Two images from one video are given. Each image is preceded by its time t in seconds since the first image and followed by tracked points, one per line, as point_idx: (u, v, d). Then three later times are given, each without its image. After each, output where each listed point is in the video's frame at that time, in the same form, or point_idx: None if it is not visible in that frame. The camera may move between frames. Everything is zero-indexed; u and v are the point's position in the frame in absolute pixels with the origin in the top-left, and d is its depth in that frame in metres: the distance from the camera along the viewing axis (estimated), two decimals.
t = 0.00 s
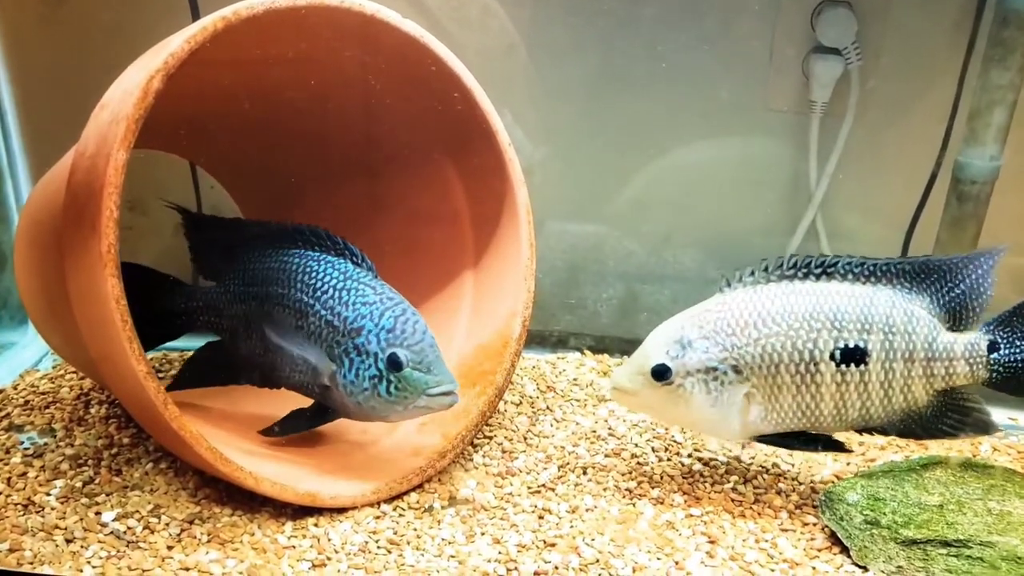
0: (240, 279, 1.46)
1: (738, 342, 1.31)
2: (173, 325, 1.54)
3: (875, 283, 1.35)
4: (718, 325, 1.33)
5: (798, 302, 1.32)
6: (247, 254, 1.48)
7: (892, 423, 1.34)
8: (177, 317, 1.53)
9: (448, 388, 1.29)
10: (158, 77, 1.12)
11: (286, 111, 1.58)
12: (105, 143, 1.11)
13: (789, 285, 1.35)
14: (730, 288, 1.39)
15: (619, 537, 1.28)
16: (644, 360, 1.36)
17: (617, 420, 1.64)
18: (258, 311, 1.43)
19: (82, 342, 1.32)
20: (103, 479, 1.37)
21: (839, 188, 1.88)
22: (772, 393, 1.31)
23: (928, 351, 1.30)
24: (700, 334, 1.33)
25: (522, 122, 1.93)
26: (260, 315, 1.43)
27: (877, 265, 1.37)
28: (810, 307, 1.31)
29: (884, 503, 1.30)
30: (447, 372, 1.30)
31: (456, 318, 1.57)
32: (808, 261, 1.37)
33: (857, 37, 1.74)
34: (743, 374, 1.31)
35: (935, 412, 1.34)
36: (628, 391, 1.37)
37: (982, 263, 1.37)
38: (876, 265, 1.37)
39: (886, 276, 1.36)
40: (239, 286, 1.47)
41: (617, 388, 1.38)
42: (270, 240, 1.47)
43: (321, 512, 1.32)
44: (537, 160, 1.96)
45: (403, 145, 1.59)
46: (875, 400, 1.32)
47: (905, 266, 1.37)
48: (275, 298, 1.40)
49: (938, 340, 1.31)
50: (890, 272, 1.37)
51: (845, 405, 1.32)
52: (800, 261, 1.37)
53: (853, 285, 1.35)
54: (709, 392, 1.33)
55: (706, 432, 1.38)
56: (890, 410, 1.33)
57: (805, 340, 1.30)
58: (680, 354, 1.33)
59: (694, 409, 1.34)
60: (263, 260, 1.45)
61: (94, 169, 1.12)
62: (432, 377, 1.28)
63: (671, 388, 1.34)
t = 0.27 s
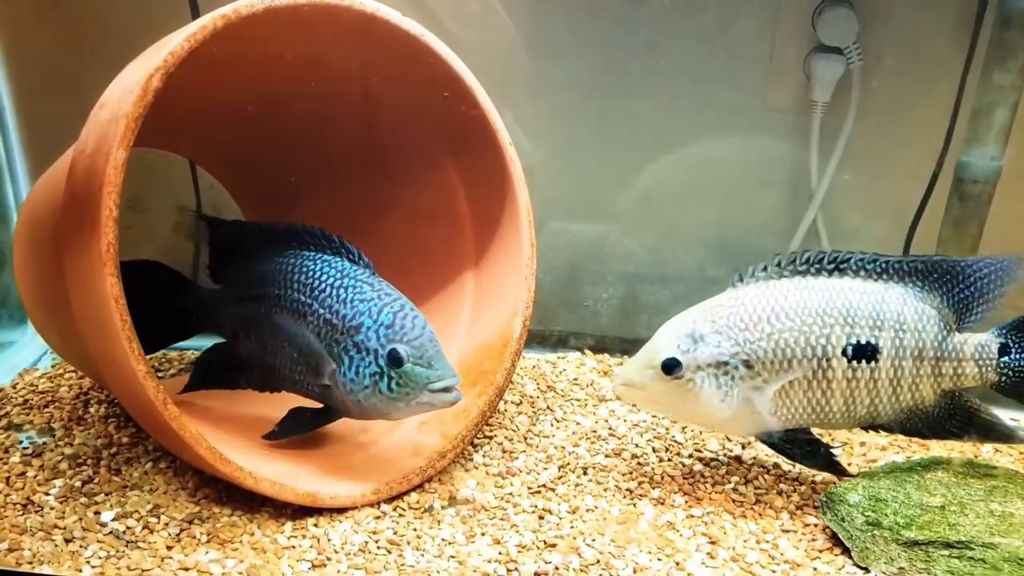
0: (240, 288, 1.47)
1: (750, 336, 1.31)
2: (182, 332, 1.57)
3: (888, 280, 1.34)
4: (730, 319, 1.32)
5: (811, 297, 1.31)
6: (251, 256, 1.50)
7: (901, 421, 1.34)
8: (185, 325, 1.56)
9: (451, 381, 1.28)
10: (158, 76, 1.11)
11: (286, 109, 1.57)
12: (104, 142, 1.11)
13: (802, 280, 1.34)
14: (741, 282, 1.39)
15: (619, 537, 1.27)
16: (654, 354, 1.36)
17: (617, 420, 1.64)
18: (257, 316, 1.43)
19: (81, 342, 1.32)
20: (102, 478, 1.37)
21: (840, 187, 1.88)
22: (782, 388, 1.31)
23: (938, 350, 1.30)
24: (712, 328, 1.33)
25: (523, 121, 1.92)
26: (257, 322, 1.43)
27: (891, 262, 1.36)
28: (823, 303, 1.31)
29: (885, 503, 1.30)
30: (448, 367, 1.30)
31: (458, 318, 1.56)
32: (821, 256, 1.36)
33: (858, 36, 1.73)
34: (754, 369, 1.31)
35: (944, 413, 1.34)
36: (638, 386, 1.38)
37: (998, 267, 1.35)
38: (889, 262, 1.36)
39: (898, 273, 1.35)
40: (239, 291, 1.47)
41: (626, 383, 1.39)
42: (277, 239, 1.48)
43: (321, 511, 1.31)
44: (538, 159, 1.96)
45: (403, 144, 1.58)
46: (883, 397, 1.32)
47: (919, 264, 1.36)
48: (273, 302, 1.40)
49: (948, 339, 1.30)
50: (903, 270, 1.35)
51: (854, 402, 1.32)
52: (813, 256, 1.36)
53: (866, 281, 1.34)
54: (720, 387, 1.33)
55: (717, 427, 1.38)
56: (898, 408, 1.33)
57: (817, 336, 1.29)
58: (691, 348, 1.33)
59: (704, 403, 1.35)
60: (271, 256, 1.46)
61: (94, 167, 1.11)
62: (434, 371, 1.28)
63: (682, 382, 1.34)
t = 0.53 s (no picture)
0: (241, 287, 1.48)
1: (762, 328, 1.32)
2: (182, 332, 1.56)
3: (899, 277, 1.36)
4: (743, 311, 1.33)
5: (823, 291, 1.33)
6: (255, 253, 1.50)
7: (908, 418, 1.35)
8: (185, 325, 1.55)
9: (453, 379, 1.28)
10: (158, 73, 1.11)
11: (287, 107, 1.57)
12: (105, 138, 1.11)
13: (815, 274, 1.35)
14: (754, 275, 1.40)
15: (619, 535, 1.28)
16: (664, 346, 1.36)
17: (617, 418, 1.64)
18: (258, 313, 1.43)
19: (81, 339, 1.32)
20: (103, 476, 1.37)
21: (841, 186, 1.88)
22: (792, 381, 1.32)
23: (946, 348, 1.31)
24: (724, 320, 1.34)
25: (523, 119, 1.92)
26: (258, 317, 1.43)
27: (903, 258, 1.38)
28: (835, 297, 1.32)
29: (885, 502, 1.30)
30: (450, 363, 1.30)
31: (458, 316, 1.56)
32: (834, 251, 1.38)
33: (859, 36, 1.73)
34: (765, 361, 1.32)
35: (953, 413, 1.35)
36: (646, 377, 1.37)
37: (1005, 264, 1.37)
38: (901, 258, 1.38)
39: (910, 270, 1.37)
40: (241, 289, 1.48)
41: (635, 374, 1.38)
42: (279, 237, 1.48)
43: (321, 509, 1.31)
44: (538, 158, 1.95)
45: (405, 142, 1.58)
46: (891, 393, 1.33)
47: (931, 261, 1.37)
48: (275, 299, 1.40)
49: (957, 338, 1.31)
50: (915, 267, 1.37)
51: (862, 397, 1.33)
52: (826, 251, 1.38)
53: (878, 277, 1.36)
54: (729, 379, 1.33)
55: (723, 420, 1.38)
56: (905, 404, 1.34)
57: (828, 330, 1.31)
58: (702, 339, 1.33)
59: (713, 395, 1.34)
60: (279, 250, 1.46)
61: (94, 164, 1.11)
62: (436, 368, 1.27)
63: (692, 372, 1.34)
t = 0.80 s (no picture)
0: (241, 285, 1.48)
1: (776, 324, 1.33)
2: (184, 333, 1.56)
3: (915, 276, 1.36)
4: (758, 306, 1.34)
5: (839, 288, 1.33)
6: (258, 250, 1.50)
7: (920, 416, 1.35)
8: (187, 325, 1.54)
9: (456, 378, 1.27)
10: (160, 73, 1.11)
11: (289, 106, 1.57)
12: (107, 138, 1.11)
13: (831, 271, 1.36)
14: (771, 270, 1.41)
15: (620, 535, 1.28)
16: (678, 338, 1.38)
17: (618, 418, 1.64)
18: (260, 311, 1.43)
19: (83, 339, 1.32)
20: (104, 475, 1.37)
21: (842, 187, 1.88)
22: (805, 377, 1.33)
23: (961, 348, 1.31)
24: (738, 314, 1.35)
25: (524, 119, 1.92)
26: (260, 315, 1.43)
27: (920, 257, 1.38)
28: (850, 294, 1.33)
29: (886, 502, 1.30)
30: (452, 362, 1.29)
31: (459, 316, 1.57)
32: (851, 248, 1.38)
33: (861, 36, 1.73)
34: (779, 357, 1.33)
35: (961, 412, 1.35)
36: (660, 368, 1.40)
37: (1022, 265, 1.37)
38: (918, 257, 1.38)
39: (926, 269, 1.38)
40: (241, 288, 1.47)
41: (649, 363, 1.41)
42: (281, 237, 1.48)
43: (322, 508, 1.32)
44: (539, 158, 1.96)
45: (406, 142, 1.59)
46: (904, 391, 1.33)
47: (948, 260, 1.38)
48: (276, 297, 1.40)
49: (972, 337, 1.31)
50: (932, 266, 1.38)
51: (874, 395, 1.33)
52: (842, 248, 1.38)
53: (895, 275, 1.36)
54: (742, 373, 1.35)
55: (733, 412, 1.40)
56: (917, 403, 1.34)
57: (842, 327, 1.31)
58: (716, 334, 1.35)
59: (725, 389, 1.36)
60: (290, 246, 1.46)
61: (96, 163, 1.11)
62: (439, 367, 1.27)
63: (704, 366, 1.36)
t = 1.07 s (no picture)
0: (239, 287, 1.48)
1: (786, 320, 1.33)
2: (185, 332, 1.56)
3: (930, 278, 1.34)
4: (769, 302, 1.35)
5: (851, 287, 1.33)
6: (258, 250, 1.50)
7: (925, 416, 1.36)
8: (190, 326, 1.54)
9: (457, 377, 1.28)
10: (159, 73, 1.11)
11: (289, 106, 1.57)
12: (106, 138, 1.11)
13: (844, 269, 1.35)
14: (785, 265, 1.40)
15: (620, 535, 1.27)
16: (687, 331, 1.38)
17: (618, 418, 1.64)
18: (259, 312, 1.43)
19: (83, 340, 1.32)
20: (104, 475, 1.37)
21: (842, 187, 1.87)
22: (813, 374, 1.34)
23: (971, 351, 1.30)
24: (749, 309, 1.35)
25: (524, 119, 1.92)
26: (259, 316, 1.43)
27: (936, 259, 1.36)
28: (862, 294, 1.33)
29: (887, 503, 1.30)
30: (453, 362, 1.30)
31: (459, 316, 1.57)
32: (866, 247, 1.37)
33: (862, 36, 1.73)
34: (787, 353, 1.34)
35: (966, 413, 1.35)
36: (667, 360, 1.39)
37: None
38: (934, 259, 1.36)
39: (941, 271, 1.36)
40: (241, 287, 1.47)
41: (657, 356, 1.40)
42: (277, 240, 1.48)
43: (322, 509, 1.31)
44: (539, 158, 1.95)
45: (406, 142, 1.59)
46: (911, 392, 1.33)
47: (963, 264, 1.36)
48: (275, 299, 1.40)
49: (983, 341, 1.30)
50: (946, 269, 1.36)
51: (880, 395, 1.34)
52: (857, 247, 1.37)
53: (908, 276, 1.35)
54: (750, 368, 1.35)
55: (739, 407, 1.41)
56: (924, 403, 1.34)
57: (852, 326, 1.32)
58: (726, 327, 1.36)
59: (734, 383, 1.37)
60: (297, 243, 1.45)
61: (95, 164, 1.11)
62: (439, 369, 1.27)
63: (712, 359, 1.36)
